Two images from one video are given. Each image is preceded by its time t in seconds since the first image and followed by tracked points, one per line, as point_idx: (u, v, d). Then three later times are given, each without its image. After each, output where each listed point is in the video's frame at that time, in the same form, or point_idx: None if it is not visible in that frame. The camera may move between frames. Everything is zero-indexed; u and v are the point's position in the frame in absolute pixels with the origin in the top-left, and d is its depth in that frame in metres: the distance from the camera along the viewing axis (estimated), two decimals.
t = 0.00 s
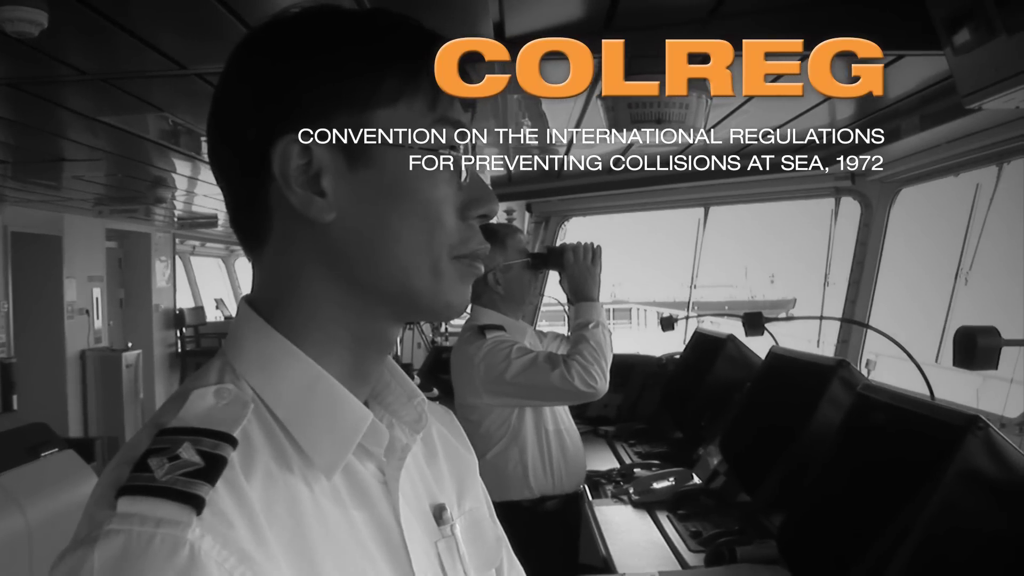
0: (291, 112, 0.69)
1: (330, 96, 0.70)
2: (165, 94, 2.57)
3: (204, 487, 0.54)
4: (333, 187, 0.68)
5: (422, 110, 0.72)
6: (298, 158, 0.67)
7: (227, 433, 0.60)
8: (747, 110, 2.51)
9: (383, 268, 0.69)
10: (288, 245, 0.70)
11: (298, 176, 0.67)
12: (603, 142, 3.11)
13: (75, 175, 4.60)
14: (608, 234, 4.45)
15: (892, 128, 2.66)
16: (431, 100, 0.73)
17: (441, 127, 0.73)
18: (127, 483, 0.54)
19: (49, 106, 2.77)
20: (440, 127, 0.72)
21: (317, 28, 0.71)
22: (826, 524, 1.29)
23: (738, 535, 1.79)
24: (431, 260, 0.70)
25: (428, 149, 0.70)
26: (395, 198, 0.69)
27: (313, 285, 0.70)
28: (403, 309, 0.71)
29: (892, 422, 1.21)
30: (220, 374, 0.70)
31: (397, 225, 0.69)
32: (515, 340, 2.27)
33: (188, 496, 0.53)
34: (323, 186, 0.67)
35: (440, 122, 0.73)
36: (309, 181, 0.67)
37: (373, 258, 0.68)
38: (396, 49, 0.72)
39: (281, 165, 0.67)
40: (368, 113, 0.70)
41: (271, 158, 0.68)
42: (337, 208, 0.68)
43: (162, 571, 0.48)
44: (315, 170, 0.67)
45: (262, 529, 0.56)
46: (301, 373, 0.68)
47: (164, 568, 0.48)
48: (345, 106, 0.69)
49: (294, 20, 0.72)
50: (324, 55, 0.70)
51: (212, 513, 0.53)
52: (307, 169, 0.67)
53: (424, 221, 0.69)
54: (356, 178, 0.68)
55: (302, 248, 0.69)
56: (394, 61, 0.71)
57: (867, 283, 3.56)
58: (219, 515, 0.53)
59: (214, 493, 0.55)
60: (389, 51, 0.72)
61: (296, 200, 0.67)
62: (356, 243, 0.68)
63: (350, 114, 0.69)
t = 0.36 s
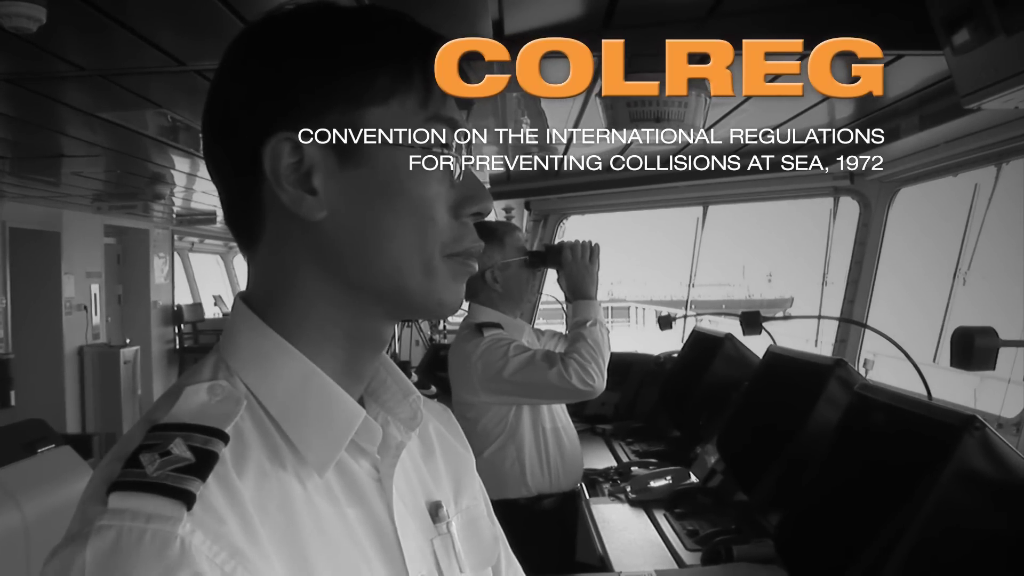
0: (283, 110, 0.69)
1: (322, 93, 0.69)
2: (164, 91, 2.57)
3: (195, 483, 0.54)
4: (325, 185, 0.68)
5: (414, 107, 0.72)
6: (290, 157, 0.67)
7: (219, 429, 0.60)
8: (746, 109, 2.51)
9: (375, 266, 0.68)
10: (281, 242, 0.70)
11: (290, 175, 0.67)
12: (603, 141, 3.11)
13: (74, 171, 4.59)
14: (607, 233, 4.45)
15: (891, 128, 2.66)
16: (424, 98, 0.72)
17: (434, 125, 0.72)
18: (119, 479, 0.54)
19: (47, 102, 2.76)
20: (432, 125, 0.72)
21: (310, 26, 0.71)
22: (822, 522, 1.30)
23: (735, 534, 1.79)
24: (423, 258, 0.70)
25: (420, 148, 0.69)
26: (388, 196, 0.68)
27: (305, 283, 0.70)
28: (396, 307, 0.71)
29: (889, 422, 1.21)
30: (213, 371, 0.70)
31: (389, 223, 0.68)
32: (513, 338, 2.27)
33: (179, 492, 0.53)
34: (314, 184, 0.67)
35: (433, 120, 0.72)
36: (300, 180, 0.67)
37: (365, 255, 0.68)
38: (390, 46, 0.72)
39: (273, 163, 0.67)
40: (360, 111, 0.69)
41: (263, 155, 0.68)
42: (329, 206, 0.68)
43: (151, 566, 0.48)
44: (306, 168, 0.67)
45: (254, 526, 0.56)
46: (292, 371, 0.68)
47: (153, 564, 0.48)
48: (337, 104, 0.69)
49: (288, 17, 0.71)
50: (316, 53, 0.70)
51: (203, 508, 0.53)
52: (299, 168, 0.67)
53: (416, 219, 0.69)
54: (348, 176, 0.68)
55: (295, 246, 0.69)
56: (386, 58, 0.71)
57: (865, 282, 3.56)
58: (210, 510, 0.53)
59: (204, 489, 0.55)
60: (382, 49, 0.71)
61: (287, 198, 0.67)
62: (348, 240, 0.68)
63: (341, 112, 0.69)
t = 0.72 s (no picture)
0: (284, 112, 0.69)
1: (323, 96, 0.69)
2: (169, 90, 2.57)
3: (197, 481, 0.54)
4: (325, 187, 0.68)
5: (413, 110, 0.72)
6: (289, 158, 0.67)
7: (220, 428, 0.60)
8: (750, 109, 2.51)
9: (375, 268, 0.68)
10: (282, 243, 0.70)
11: (290, 177, 0.67)
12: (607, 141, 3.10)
13: (79, 170, 4.61)
14: (610, 233, 4.45)
15: (895, 129, 2.67)
16: (423, 100, 0.73)
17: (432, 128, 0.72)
18: (121, 477, 0.54)
19: (53, 101, 2.78)
20: (432, 127, 0.72)
21: (310, 27, 0.71)
22: (823, 524, 1.30)
23: (737, 535, 1.79)
24: (423, 259, 0.70)
25: (420, 150, 0.69)
26: (388, 197, 0.69)
27: (305, 285, 0.70)
28: (396, 309, 0.71)
29: (891, 423, 1.21)
30: (212, 371, 0.70)
31: (389, 225, 0.68)
32: (515, 338, 2.27)
33: (180, 491, 0.53)
34: (314, 186, 0.67)
35: (432, 122, 0.72)
36: (300, 182, 0.67)
37: (365, 257, 0.68)
38: (389, 48, 0.72)
39: (273, 165, 0.67)
40: (360, 112, 0.70)
41: (263, 157, 0.68)
42: (329, 208, 0.68)
43: (153, 564, 0.48)
44: (306, 170, 0.67)
45: (255, 524, 0.56)
46: (292, 371, 0.68)
47: (154, 561, 0.48)
48: (337, 105, 0.69)
49: (288, 19, 0.71)
50: (316, 55, 0.70)
51: (205, 506, 0.53)
52: (299, 169, 0.67)
53: (416, 220, 0.69)
54: (348, 178, 0.68)
55: (295, 248, 0.69)
56: (386, 60, 0.71)
57: (869, 283, 3.56)
58: (211, 508, 0.54)
59: (206, 488, 0.55)
60: (381, 51, 0.72)
61: (287, 199, 0.67)
62: (348, 242, 0.68)
63: (341, 114, 0.69)
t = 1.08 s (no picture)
0: (285, 115, 0.69)
1: (323, 100, 0.70)
2: (171, 91, 2.57)
3: (192, 482, 0.54)
4: (325, 191, 0.68)
5: (414, 115, 0.72)
6: (290, 162, 0.67)
7: (216, 429, 0.60)
8: (751, 112, 2.51)
9: (374, 272, 0.68)
10: (281, 246, 0.70)
11: (290, 180, 0.67)
12: (608, 143, 3.10)
13: (80, 170, 4.61)
14: (612, 235, 4.45)
15: (897, 133, 2.70)
16: (424, 105, 0.73)
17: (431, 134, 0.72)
18: (117, 477, 0.54)
19: (54, 101, 2.78)
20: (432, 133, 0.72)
21: (312, 32, 0.71)
22: (822, 528, 1.30)
23: (736, 538, 1.79)
24: (421, 263, 0.70)
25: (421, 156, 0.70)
26: (387, 202, 0.69)
27: (304, 289, 0.70)
28: (395, 313, 0.71)
29: (890, 427, 1.21)
30: (210, 373, 0.70)
31: (388, 229, 0.68)
32: (515, 340, 2.27)
33: (176, 491, 0.53)
34: (314, 191, 0.68)
35: (432, 127, 0.73)
36: (300, 185, 0.68)
37: (364, 261, 0.68)
38: (390, 53, 0.72)
39: (273, 169, 0.67)
40: (360, 117, 0.70)
41: (263, 161, 0.68)
42: (328, 212, 0.68)
43: (147, 565, 0.48)
44: (306, 174, 0.67)
45: (250, 526, 0.56)
46: (290, 374, 0.68)
47: (149, 562, 0.48)
48: (338, 110, 0.69)
49: (290, 23, 0.72)
50: (317, 59, 0.70)
51: (201, 507, 0.53)
52: (299, 173, 0.67)
53: (415, 225, 0.69)
54: (348, 182, 0.68)
55: (295, 252, 0.69)
56: (387, 64, 0.71)
57: (870, 286, 3.57)
58: (207, 509, 0.54)
59: (202, 489, 0.55)
60: (382, 56, 0.72)
61: (287, 203, 0.67)
62: (347, 246, 0.68)
63: (342, 119, 0.69)
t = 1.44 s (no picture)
0: (285, 116, 0.69)
1: (323, 101, 0.70)
2: (175, 90, 2.58)
3: (191, 479, 0.54)
4: (324, 192, 0.68)
5: (413, 117, 0.72)
6: (290, 163, 0.68)
7: (214, 427, 0.60)
8: (755, 112, 2.51)
9: (373, 273, 0.69)
10: (281, 246, 0.70)
11: (290, 181, 0.68)
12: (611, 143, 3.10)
13: (84, 169, 4.62)
14: (615, 235, 4.45)
15: (899, 133, 2.68)
16: (423, 108, 0.73)
17: (430, 136, 0.73)
18: (117, 475, 0.54)
19: (57, 100, 2.78)
20: (431, 136, 0.73)
21: (312, 33, 0.72)
22: (821, 528, 1.29)
23: (736, 539, 1.79)
24: (420, 265, 0.70)
25: (419, 159, 0.71)
26: (386, 203, 0.69)
27: (303, 289, 0.70)
28: (393, 314, 0.72)
29: (890, 429, 1.21)
30: (208, 371, 0.70)
31: (386, 230, 0.69)
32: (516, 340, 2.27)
33: (175, 488, 0.53)
34: (314, 191, 0.68)
35: (431, 130, 0.73)
36: (300, 186, 0.68)
37: (362, 262, 0.69)
38: (390, 55, 0.73)
39: (273, 169, 0.68)
40: (360, 119, 0.70)
41: (264, 161, 0.68)
42: (328, 213, 0.68)
43: (147, 562, 0.48)
44: (307, 175, 0.68)
45: (248, 523, 0.56)
46: (288, 374, 0.68)
47: (148, 559, 0.49)
48: (337, 111, 0.70)
49: (291, 24, 0.72)
50: (317, 60, 0.70)
51: (200, 505, 0.54)
52: (299, 174, 0.68)
53: (413, 226, 0.70)
54: (347, 183, 0.69)
55: (294, 251, 0.70)
56: (386, 66, 0.72)
57: (873, 287, 3.57)
58: (205, 507, 0.54)
59: (200, 486, 0.55)
60: (382, 58, 0.72)
61: (287, 203, 0.68)
62: (346, 246, 0.69)
63: (342, 120, 0.69)
